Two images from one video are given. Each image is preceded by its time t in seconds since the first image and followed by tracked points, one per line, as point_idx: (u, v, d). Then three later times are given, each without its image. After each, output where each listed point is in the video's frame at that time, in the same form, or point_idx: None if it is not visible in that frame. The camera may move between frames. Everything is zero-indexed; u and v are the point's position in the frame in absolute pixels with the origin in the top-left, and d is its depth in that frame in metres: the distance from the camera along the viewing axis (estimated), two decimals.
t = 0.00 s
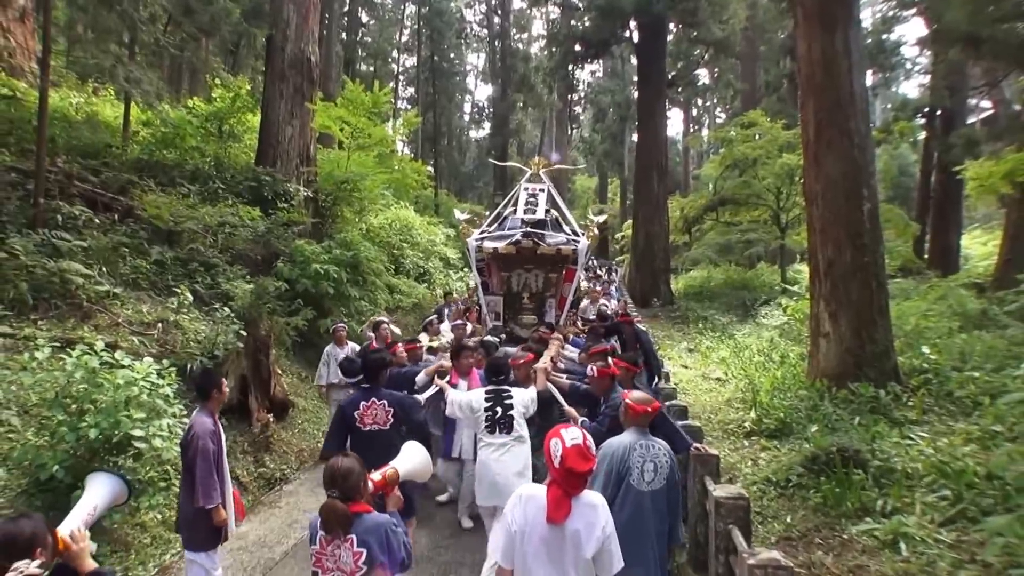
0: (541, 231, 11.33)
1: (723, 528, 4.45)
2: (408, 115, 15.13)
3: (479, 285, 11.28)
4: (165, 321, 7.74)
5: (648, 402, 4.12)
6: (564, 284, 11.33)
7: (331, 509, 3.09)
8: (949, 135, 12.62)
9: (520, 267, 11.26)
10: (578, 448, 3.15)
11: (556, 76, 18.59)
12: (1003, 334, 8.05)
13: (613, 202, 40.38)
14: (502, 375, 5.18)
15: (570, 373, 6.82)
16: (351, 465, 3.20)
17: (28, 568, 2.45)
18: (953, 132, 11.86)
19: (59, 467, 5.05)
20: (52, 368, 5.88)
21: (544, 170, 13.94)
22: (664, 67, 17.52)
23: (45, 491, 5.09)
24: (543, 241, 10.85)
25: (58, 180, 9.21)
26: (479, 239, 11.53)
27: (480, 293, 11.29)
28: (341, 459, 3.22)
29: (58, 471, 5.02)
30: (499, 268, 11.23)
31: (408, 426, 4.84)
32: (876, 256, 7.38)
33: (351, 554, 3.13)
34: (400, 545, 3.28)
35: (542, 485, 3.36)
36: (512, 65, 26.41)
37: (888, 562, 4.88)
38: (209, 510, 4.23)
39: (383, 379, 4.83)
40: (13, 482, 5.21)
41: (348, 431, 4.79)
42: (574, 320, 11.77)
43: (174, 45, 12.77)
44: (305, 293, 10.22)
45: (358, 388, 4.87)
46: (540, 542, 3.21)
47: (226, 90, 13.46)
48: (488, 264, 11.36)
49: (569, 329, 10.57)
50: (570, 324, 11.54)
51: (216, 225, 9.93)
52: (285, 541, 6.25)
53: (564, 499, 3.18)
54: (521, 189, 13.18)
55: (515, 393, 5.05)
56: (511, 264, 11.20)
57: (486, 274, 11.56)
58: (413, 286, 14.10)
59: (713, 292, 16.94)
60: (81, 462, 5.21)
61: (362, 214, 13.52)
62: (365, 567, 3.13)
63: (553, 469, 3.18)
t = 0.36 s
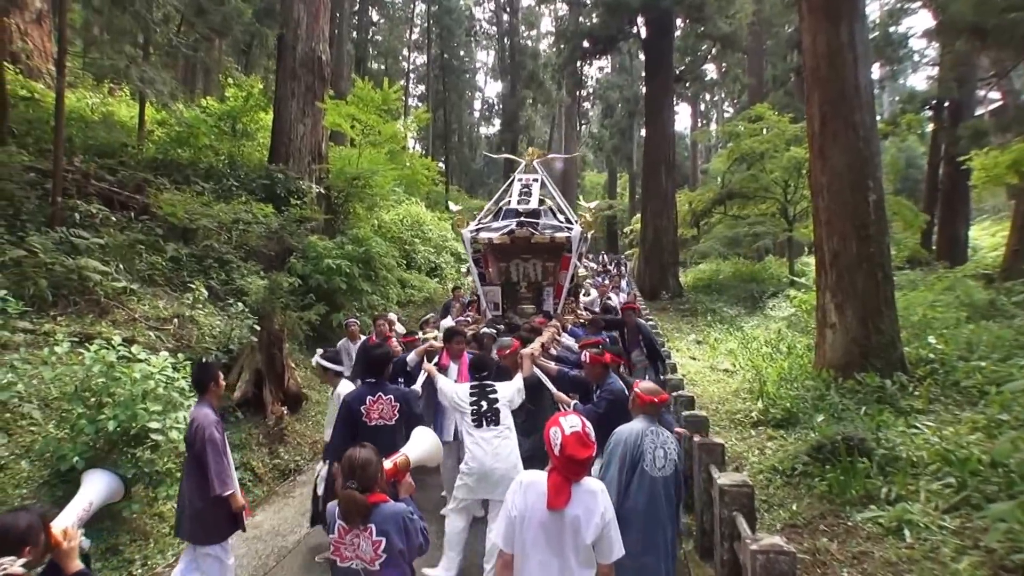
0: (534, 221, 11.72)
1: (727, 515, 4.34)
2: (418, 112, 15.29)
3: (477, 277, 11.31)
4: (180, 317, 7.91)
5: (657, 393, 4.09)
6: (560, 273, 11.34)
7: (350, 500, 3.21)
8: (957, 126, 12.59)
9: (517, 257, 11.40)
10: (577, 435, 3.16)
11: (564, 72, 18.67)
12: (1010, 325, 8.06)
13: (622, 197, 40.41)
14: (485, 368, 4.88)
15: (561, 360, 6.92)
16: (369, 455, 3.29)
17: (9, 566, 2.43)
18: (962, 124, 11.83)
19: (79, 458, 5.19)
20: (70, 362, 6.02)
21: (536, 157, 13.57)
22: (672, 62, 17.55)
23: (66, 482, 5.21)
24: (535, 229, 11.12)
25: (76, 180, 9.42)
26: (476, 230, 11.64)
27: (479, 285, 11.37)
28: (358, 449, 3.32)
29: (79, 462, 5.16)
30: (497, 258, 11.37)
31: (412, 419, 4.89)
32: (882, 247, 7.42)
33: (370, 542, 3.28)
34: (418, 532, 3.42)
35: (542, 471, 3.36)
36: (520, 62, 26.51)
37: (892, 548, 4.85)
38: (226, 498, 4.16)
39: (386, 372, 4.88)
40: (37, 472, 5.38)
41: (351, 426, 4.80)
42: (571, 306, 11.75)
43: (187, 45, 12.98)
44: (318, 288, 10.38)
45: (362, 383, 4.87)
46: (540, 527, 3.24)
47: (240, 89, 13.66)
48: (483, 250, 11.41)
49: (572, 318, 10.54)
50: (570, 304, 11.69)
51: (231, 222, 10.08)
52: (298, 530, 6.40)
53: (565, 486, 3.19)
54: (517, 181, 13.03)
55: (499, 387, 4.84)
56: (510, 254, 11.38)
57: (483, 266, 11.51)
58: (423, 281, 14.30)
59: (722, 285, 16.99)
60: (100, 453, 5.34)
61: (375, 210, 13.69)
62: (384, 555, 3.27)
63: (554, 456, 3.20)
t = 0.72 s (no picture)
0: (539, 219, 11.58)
1: (734, 502, 4.40)
2: (430, 109, 15.46)
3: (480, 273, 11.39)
4: (198, 312, 8.11)
5: (666, 382, 4.03)
6: (564, 272, 11.46)
7: (367, 487, 3.23)
8: (968, 117, 12.56)
9: (521, 255, 11.46)
10: (586, 424, 3.21)
11: (575, 68, 18.76)
12: (1019, 315, 8.07)
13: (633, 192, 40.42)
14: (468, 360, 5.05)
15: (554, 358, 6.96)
16: (383, 444, 3.31)
17: None
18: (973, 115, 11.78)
19: (101, 450, 5.41)
20: (92, 356, 6.20)
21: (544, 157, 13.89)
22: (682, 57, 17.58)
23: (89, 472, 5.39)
24: (540, 229, 11.18)
25: (95, 178, 9.63)
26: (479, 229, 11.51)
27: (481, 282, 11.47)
28: (372, 438, 3.33)
29: (101, 454, 5.37)
30: (501, 256, 11.48)
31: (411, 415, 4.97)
32: (889, 238, 7.47)
33: (386, 529, 3.29)
34: (430, 519, 3.43)
35: (551, 459, 3.40)
36: (530, 58, 26.62)
37: (898, 534, 4.65)
38: (215, 489, 3.99)
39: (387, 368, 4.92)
40: (61, 462, 5.56)
41: (354, 421, 4.81)
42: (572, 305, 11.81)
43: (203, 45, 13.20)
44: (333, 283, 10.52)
45: (364, 377, 4.90)
46: (549, 514, 3.28)
47: (255, 88, 13.88)
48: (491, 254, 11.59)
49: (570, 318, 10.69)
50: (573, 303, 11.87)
51: (246, 219, 10.25)
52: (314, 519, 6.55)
53: (574, 474, 3.24)
54: (523, 178, 13.27)
55: (479, 379, 5.00)
56: (513, 252, 11.42)
57: (486, 263, 11.70)
58: (436, 276, 14.49)
59: (732, 278, 17.03)
60: (120, 446, 5.53)
61: (388, 206, 13.85)
62: (400, 542, 3.28)
63: (563, 445, 3.23)
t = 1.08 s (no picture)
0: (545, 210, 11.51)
1: (745, 491, 4.48)
2: (444, 107, 15.58)
3: (485, 262, 11.37)
4: (216, 309, 8.26)
5: (672, 375, 4.03)
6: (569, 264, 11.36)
7: (373, 476, 3.29)
8: (984, 109, 12.46)
9: (527, 247, 11.61)
10: (599, 414, 3.25)
11: (587, 64, 18.78)
12: None
13: (645, 187, 40.36)
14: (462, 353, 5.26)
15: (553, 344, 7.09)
16: (387, 433, 3.38)
17: None
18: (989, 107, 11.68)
19: (123, 445, 5.53)
20: (114, 351, 6.33)
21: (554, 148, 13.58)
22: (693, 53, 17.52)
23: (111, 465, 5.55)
24: (545, 219, 11.18)
25: (115, 178, 9.82)
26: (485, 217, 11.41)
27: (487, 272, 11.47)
28: (377, 428, 3.39)
29: (123, 448, 5.50)
30: (507, 246, 11.64)
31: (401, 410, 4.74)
32: (902, 231, 7.45)
33: (393, 514, 3.37)
34: (435, 503, 3.51)
35: (564, 448, 3.46)
36: (543, 54, 26.63)
37: (910, 525, 4.64)
38: (198, 491, 3.91)
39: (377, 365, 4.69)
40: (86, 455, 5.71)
41: (344, 420, 4.57)
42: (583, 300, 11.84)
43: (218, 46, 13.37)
44: (349, 279, 10.64)
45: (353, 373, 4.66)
46: (563, 501, 3.34)
47: (270, 87, 14.06)
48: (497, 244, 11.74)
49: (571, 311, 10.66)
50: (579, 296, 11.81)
51: (263, 217, 10.44)
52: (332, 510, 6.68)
53: (587, 461, 3.29)
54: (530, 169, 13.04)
55: (472, 371, 5.04)
56: (519, 243, 11.57)
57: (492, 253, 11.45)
58: (450, 272, 14.62)
59: (745, 272, 17.02)
60: (141, 440, 5.65)
61: (402, 203, 13.97)
62: (407, 526, 3.38)
63: (575, 434, 3.29)
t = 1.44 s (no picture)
0: (553, 209, 11.56)
1: (762, 486, 4.50)
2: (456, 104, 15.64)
3: (492, 262, 11.24)
4: (237, 305, 8.36)
5: (681, 372, 4.03)
6: (576, 263, 11.38)
7: (378, 465, 3.27)
8: (1005, 101, 12.33)
9: (535, 246, 11.66)
10: (610, 406, 3.28)
11: (598, 61, 18.76)
12: None
13: (657, 183, 40.25)
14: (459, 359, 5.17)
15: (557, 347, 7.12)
16: (392, 423, 3.35)
17: (29, 545, 2.24)
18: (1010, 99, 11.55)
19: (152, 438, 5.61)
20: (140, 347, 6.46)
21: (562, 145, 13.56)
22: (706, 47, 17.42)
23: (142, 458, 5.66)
24: (553, 218, 11.23)
25: (136, 177, 9.97)
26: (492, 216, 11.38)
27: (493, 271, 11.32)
28: (383, 418, 3.39)
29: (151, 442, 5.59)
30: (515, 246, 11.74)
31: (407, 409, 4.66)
32: (920, 226, 7.41)
33: (399, 502, 3.31)
34: (442, 493, 3.42)
35: (575, 440, 3.50)
36: (554, 51, 26.62)
37: (930, 521, 4.63)
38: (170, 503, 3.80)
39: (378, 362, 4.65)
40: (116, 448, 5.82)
41: (349, 420, 4.51)
42: (595, 298, 11.82)
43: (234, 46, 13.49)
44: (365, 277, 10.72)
45: (356, 374, 4.59)
46: (572, 493, 3.37)
47: (285, 87, 14.20)
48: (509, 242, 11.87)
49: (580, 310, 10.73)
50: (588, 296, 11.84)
51: (280, 215, 10.53)
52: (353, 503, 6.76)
53: (597, 452, 3.31)
54: (539, 168, 12.96)
55: (471, 378, 5.19)
56: (526, 242, 11.66)
57: (499, 252, 11.41)
58: (464, 269, 14.70)
59: (759, 268, 16.96)
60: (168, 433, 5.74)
61: (416, 201, 14.04)
62: (412, 515, 3.32)
63: (586, 425, 3.32)
